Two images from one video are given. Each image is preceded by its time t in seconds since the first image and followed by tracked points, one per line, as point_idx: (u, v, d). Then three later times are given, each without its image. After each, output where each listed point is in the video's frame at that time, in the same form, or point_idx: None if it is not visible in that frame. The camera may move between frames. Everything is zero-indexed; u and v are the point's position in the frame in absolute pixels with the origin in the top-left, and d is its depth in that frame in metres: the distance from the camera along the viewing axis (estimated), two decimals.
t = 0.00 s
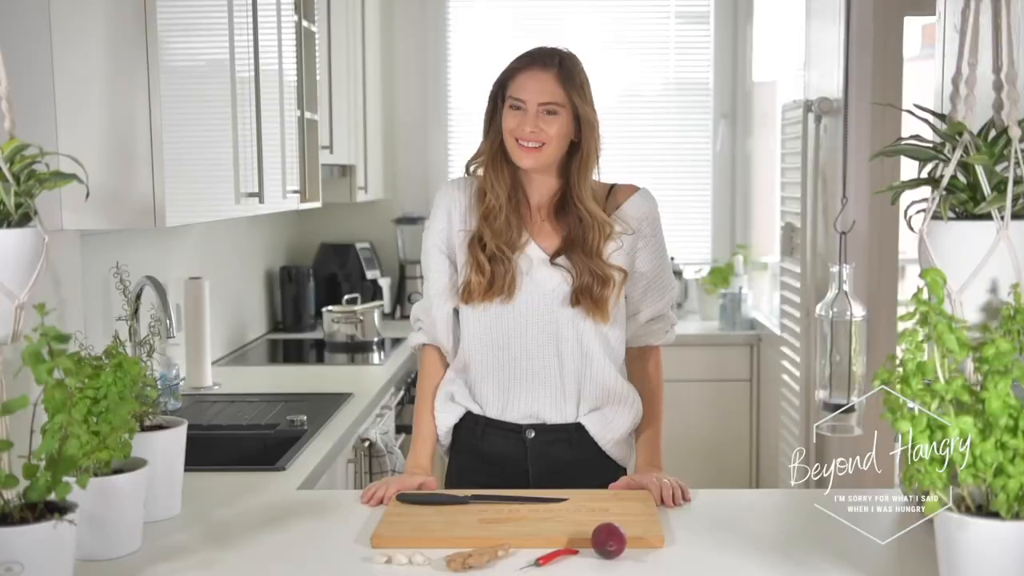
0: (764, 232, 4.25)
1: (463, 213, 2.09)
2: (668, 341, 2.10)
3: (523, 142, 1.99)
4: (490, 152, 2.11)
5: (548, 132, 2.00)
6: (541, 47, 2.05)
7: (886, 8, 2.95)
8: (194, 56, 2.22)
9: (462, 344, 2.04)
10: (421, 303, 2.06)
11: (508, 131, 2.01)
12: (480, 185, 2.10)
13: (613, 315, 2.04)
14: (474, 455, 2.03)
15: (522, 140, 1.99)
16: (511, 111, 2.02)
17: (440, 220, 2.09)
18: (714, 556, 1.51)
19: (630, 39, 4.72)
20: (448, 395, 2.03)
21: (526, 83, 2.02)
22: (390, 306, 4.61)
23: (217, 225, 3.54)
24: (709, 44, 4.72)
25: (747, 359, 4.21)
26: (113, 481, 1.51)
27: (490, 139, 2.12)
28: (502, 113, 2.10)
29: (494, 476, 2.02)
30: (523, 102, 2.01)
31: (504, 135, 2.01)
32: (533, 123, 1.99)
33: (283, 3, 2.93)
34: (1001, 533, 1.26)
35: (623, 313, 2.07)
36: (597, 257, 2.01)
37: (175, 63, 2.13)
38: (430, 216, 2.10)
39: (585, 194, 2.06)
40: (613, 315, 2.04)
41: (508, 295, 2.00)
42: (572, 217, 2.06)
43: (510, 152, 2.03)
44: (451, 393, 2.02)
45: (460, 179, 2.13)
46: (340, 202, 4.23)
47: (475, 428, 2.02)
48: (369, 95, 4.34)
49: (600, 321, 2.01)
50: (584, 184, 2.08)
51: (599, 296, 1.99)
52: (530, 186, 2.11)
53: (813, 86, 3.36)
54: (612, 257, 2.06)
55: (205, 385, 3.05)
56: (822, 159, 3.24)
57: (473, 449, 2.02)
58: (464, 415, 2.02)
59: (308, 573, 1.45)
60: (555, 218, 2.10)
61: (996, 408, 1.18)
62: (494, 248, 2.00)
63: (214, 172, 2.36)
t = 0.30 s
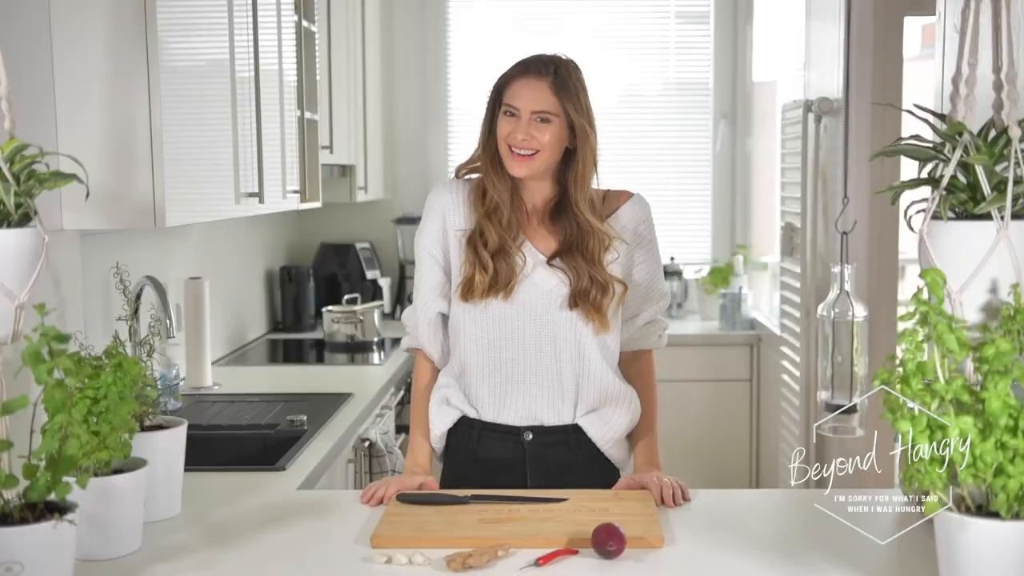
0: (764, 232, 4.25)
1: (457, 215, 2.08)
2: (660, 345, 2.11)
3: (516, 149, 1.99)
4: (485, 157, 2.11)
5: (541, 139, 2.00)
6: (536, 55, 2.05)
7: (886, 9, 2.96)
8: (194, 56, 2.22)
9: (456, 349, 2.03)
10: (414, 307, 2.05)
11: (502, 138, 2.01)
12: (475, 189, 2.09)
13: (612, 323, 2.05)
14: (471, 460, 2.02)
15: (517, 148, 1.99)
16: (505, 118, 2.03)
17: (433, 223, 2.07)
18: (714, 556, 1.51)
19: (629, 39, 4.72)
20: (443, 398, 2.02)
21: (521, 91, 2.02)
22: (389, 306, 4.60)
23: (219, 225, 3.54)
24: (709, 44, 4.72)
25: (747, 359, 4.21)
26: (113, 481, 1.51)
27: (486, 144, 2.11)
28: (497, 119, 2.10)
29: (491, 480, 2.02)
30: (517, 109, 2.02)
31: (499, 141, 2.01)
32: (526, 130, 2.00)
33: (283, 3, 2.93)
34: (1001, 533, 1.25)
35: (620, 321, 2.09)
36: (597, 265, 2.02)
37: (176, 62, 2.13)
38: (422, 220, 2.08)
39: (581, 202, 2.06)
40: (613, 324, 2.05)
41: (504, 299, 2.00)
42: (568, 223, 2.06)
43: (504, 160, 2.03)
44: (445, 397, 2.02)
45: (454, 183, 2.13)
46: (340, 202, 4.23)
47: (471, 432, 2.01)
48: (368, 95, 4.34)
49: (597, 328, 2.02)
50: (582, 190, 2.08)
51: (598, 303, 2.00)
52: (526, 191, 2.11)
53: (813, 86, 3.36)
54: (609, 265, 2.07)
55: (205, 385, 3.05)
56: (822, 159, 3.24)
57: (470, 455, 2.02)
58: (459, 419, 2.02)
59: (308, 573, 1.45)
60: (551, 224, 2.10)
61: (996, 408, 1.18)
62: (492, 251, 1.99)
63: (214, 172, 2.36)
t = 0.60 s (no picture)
0: (764, 232, 4.25)
1: (455, 220, 2.08)
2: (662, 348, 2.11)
3: (515, 154, 1.99)
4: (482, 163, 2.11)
5: (539, 143, 2.00)
6: (533, 59, 2.06)
7: (886, 9, 2.96)
8: (194, 56, 2.22)
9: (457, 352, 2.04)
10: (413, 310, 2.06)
11: (499, 142, 2.01)
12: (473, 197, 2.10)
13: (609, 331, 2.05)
14: (470, 459, 2.02)
15: (515, 152, 1.99)
16: (503, 124, 2.03)
17: (433, 230, 2.09)
18: (714, 556, 1.51)
19: (629, 39, 4.72)
20: (443, 398, 2.03)
21: (518, 95, 2.03)
22: (389, 306, 4.60)
23: (219, 227, 3.54)
24: (709, 44, 4.72)
25: (747, 359, 4.21)
26: (113, 481, 1.51)
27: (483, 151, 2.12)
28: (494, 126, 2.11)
29: (490, 479, 2.02)
30: (515, 114, 2.02)
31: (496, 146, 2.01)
32: (524, 134, 2.00)
33: (283, 3, 2.93)
34: (1001, 533, 1.26)
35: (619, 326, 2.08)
36: (596, 272, 2.01)
37: (175, 62, 2.13)
38: (421, 228, 2.10)
39: (581, 206, 2.06)
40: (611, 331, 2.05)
41: (503, 305, 2.00)
42: (565, 229, 2.06)
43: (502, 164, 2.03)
44: (446, 397, 2.03)
45: (453, 192, 2.13)
46: (340, 202, 4.23)
47: (471, 431, 2.01)
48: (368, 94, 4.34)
49: (597, 336, 2.01)
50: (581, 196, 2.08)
51: (596, 311, 2.00)
52: (524, 198, 2.11)
53: (813, 86, 3.36)
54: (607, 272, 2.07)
55: (205, 385, 3.05)
56: (822, 159, 3.24)
57: (469, 454, 2.01)
58: (459, 419, 2.02)
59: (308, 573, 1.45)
60: (551, 229, 2.10)
61: (996, 408, 1.18)
62: (489, 258, 2.00)
63: (214, 172, 2.36)
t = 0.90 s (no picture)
0: (764, 232, 4.25)
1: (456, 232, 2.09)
2: (667, 358, 2.12)
3: (522, 143, 1.99)
4: (484, 162, 2.12)
5: (546, 129, 2.01)
6: (532, 49, 2.07)
7: (886, 8, 2.96)
8: (194, 56, 2.22)
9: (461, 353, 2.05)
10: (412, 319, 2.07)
11: (504, 132, 2.01)
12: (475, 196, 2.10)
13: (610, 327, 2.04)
14: (471, 453, 2.03)
15: (522, 141, 1.99)
16: (506, 113, 2.03)
17: (429, 250, 2.10)
18: (714, 556, 1.51)
19: (629, 39, 4.72)
20: (444, 394, 2.04)
21: (522, 83, 2.04)
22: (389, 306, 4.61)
23: (218, 228, 3.54)
24: (709, 44, 4.72)
25: (747, 360, 4.21)
26: (113, 480, 1.51)
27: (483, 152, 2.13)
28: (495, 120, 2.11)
29: (491, 470, 2.04)
30: (519, 101, 2.03)
31: (500, 137, 2.01)
32: (531, 122, 2.00)
33: (283, 3, 2.92)
34: (1001, 533, 1.25)
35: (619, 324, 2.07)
36: (596, 268, 2.01)
37: (175, 63, 2.13)
38: (421, 244, 2.11)
39: (585, 198, 2.07)
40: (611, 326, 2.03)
41: (507, 307, 1.99)
42: (570, 229, 2.06)
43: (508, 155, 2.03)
44: (446, 393, 2.03)
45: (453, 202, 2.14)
46: (340, 202, 4.23)
47: (471, 426, 2.02)
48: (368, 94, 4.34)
49: (600, 335, 2.01)
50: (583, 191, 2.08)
51: (598, 309, 1.98)
52: (525, 198, 2.12)
53: (813, 86, 3.36)
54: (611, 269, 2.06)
55: (205, 385, 3.05)
56: (822, 159, 3.24)
57: (470, 448, 2.02)
58: (461, 414, 2.03)
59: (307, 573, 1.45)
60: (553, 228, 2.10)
61: (996, 408, 1.18)
62: (488, 260, 2.00)
63: (213, 172, 2.36)
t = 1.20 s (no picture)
0: (764, 232, 4.25)
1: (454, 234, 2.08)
2: (667, 357, 2.12)
3: (519, 146, 2.00)
4: (479, 162, 2.12)
5: (543, 132, 2.01)
6: (527, 49, 2.06)
7: (886, 8, 2.96)
8: (194, 56, 2.22)
9: (457, 352, 2.05)
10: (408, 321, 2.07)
11: (501, 135, 2.01)
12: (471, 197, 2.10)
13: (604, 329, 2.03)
14: (467, 450, 2.03)
15: (519, 144, 2.00)
16: (503, 116, 2.03)
17: (426, 245, 2.09)
18: (714, 556, 1.51)
19: (629, 39, 4.72)
20: (440, 393, 2.04)
21: (518, 85, 2.03)
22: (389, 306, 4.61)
23: (218, 228, 3.54)
24: (709, 44, 4.72)
25: (747, 360, 4.21)
26: (113, 480, 1.51)
27: (478, 151, 2.12)
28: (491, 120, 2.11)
29: (486, 467, 2.04)
30: (516, 104, 2.02)
31: (497, 141, 2.00)
32: (528, 124, 2.00)
33: (283, 2, 2.92)
34: (1001, 533, 1.25)
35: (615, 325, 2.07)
36: (590, 270, 2.00)
37: (175, 63, 2.13)
38: (417, 244, 2.09)
39: (581, 201, 2.07)
40: (605, 328, 2.03)
41: (503, 309, 1.99)
42: (566, 232, 2.06)
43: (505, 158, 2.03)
44: (442, 392, 2.04)
45: (449, 202, 2.13)
46: (340, 202, 4.23)
47: (467, 423, 2.02)
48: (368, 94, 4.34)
49: (594, 338, 2.01)
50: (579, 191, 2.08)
51: (593, 312, 1.99)
52: (521, 199, 2.12)
53: (812, 86, 3.36)
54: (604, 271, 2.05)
55: (205, 385, 3.05)
56: (822, 159, 3.24)
57: (466, 446, 2.03)
58: (457, 412, 2.03)
59: (307, 573, 1.45)
60: (548, 229, 2.10)
61: (996, 408, 1.18)
62: (486, 261, 1.99)
63: (214, 172, 2.36)
